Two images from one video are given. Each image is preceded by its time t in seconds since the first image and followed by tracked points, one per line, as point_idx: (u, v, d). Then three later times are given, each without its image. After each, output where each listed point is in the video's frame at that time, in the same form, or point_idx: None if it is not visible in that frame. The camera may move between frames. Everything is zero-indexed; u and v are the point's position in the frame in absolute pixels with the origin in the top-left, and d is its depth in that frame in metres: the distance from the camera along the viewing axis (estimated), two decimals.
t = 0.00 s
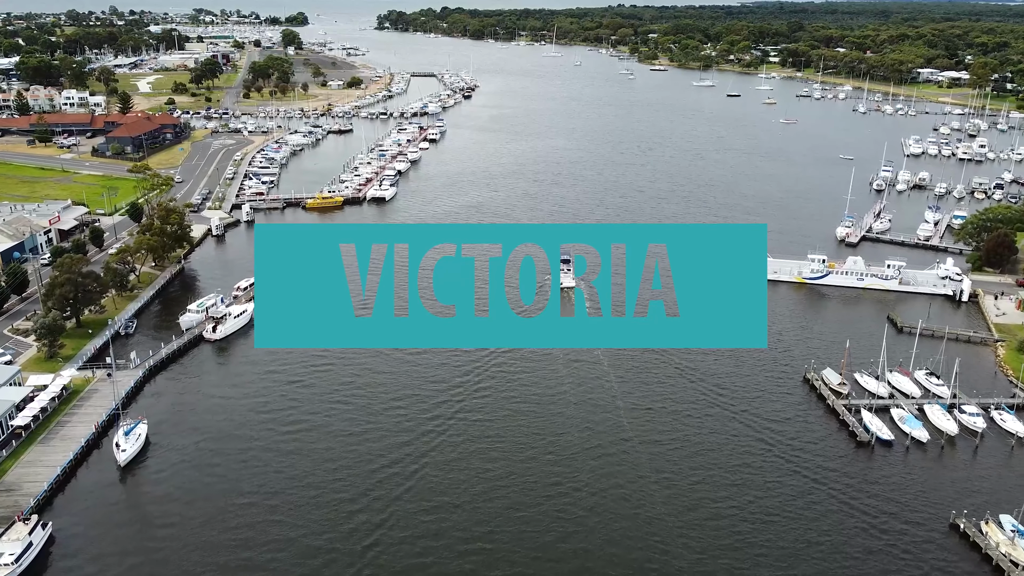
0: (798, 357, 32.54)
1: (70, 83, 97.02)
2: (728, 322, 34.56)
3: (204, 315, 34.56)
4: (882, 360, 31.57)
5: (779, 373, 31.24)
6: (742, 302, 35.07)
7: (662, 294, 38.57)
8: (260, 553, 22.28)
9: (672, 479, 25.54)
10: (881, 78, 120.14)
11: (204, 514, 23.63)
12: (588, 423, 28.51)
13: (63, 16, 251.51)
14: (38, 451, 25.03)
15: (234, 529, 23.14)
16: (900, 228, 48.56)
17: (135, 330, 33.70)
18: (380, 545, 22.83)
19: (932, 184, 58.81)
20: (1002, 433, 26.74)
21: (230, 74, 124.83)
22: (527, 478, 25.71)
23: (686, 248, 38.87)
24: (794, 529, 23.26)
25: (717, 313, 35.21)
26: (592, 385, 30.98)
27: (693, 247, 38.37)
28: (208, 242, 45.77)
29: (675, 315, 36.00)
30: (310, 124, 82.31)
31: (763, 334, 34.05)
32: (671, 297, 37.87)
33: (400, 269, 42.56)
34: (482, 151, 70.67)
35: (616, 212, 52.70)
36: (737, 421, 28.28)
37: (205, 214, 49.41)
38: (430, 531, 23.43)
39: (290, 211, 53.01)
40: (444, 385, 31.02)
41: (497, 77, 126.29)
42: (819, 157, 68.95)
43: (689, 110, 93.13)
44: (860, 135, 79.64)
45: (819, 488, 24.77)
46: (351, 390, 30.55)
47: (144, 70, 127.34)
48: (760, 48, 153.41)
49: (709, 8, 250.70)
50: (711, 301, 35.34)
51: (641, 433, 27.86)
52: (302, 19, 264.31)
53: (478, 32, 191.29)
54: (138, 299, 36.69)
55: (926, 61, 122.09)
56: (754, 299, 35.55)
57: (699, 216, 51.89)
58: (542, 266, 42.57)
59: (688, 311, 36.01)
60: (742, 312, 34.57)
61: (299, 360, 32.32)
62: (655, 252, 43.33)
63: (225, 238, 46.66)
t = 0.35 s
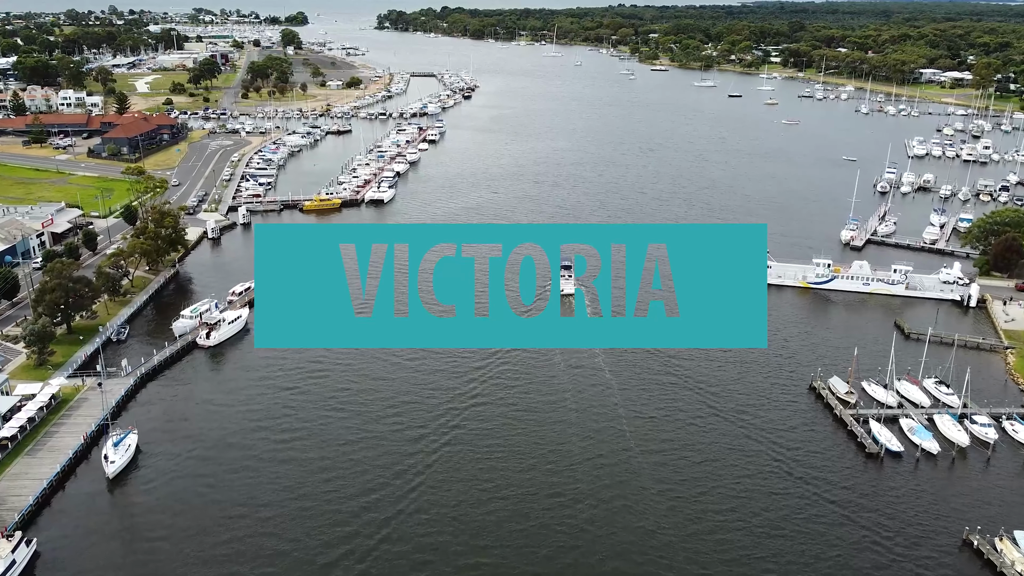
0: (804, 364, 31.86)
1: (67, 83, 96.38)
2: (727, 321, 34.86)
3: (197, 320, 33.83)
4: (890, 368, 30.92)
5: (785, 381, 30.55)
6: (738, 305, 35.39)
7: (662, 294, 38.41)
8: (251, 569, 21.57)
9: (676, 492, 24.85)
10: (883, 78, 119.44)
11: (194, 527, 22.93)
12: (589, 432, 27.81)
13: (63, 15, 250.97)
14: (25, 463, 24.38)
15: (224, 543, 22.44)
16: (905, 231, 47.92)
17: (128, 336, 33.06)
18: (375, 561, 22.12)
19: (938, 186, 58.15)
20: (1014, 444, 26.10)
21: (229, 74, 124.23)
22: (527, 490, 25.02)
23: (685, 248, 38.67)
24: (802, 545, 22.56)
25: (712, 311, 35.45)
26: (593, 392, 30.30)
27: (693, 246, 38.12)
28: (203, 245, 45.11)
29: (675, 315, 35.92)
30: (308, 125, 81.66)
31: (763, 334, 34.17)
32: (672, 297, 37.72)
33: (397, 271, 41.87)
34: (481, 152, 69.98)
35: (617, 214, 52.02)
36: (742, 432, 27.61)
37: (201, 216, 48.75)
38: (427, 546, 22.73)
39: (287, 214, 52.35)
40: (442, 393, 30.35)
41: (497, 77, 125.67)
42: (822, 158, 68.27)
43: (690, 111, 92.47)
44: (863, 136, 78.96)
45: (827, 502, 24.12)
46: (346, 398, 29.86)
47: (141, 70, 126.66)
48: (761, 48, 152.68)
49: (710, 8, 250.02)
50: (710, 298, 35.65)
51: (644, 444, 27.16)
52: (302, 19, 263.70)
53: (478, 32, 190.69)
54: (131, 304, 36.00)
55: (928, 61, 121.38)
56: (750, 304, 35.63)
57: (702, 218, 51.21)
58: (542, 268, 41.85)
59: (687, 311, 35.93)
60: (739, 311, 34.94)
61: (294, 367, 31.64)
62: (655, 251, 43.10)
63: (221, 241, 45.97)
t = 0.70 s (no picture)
0: (809, 371, 31.23)
1: (65, 83, 95.88)
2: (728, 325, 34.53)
3: (192, 326, 33.29)
4: (896, 375, 30.39)
5: (789, 388, 29.99)
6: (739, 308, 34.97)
7: (662, 293, 38.49)
8: None
9: (680, 505, 24.23)
10: (885, 79, 118.78)
11: (184, 542, 22.28)
12: (591, 442, 27.17)
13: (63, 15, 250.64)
14: (12, 475, 23.80)
15: (215, 558, 21.79)
16: (910, 234, 47.33)
17: (121, 342, 32.48)
18: None
19: (942, 188, 57.55)
20: None
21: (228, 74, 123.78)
22: (527, 503, 24.37)
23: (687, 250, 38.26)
24: (810, 560, 21.94)
25: (715, 313, 34.88)
26: (594, 399, 29.72)
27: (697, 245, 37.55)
28: (199, 248, 44.53)
29: (675, 314, 35.82)
30: (307, 125, 81.14)
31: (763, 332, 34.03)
32: (672, 297, 37.78)
33: (395, 274, 41.30)
34: (481, 153, 69.45)
35: (618, 217, 51.40)
36: (746, 441, 27.05)
37: (198, 219, 48.18)
38: (424, 561, 22.08)
39: (284, 216, 51.77)
40: (441, 400, 29.74)
41: (497, 77, 125.11)
42: (825, 160, 67.69)
43: (691, 112, 91.91)
44: (866, 137, 78.31)
45: (834, 515, 23.49)
46: (343, 404, 29.29)
47: (140, 70, 126.14)
48: (762, 48, 152.03)
49: (711, 8, 249.39)
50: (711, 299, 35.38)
51: (647, 454, 26.53)
52: (303, 18, 263.26)
53: (478, 32, 190.15)
54: (125, 309, 35.39)
55: (931, 61, 120.74)
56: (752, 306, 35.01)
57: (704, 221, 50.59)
58: (542, 272, 41.25)
59: (687, 310, 35.78)
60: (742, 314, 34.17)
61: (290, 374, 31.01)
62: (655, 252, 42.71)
63: (217, 244, 45.39)
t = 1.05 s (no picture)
0: (816, 379, 30.58)
1: (63, 83, 95.43)
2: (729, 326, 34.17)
3: (186, 332, 32.62)
4: (905, 384, 29.74)
5: (795, 397, 29.33)
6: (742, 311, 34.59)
7: (663, 294, 38.15)
8: None
9: (684, 519, 23.58)
10: (887, 79, 118.15)
11: (174, 557, 21.64)
12: (593, 451, 26.50)
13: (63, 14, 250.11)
14: None
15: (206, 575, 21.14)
16: (915, 237, 46.73)
17: (113, 349, 31.84)
18: None
19: (947, 190, 56.93)
20: None
21: (227, 74, 123.30)
22: (527, 516, 23.72)
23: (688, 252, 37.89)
24: None
25: (713, 329, 34.27)
26: (595, 407, 29.05)
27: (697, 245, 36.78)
28: (195, 251, 43.90)
29: (675, 314, 35.79)
30: (306, 126, 80.59)
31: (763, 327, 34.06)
32: (672, 298, 37.49)
33: (392, 277, 40.65)
34: (481, 154, 68.86)
35: (620, 219, 50.78)
36: (751, 452, 26.39)
37: (194, 222, 47.59)
38: None
39: (282, 219, 51.12)
40: (438, 408, 29.08)
41: (498, 77, 124.53)
42: (829, 161, 67.06)
43: (692, 112, 91.29)
44: (869, 138, 77.67)
45: (842, 530, 22.85)
46: (339, 412, 28.63)
47: (138, 70, 125.64)
48: (764, 49, 151.47)
49: (712, 9, 249.21)
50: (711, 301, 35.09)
51: (650, 465, 25.87)
52: (303, 17, 262.80)
53: (478, 32, 189.58)
54: (118, 314, 34.79)
55: (933, 62, 120.11)
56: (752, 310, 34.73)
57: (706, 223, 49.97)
58: (543, 275, 40.58)
59: (688, 311, 35.72)
60: (740, 311, 34.24)
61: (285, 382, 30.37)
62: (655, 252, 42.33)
63: (213, 247, 44.76)
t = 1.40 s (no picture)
0: (821, 386, 30.02)
1: (61, 83, 94.93)
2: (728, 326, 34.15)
3: (180, 337, 32.17)
4: (913, 393, 29.14)
5: (800, 406, 28.72)
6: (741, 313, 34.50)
7: (662, 293, 38.35)
8: None
9: (688, 532, 22.99)
10: (890, 80, 117.50)
11: (165, 571, 21.09)
12: (594, 462, 25.90)
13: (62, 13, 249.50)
14: None
15: None
16: (921, 240, 46.16)
17: (106, 355, 31.27)
18: None
19: (952, 192, 56.39)
20: None
21: (226, 74, 122.79)
22: (527, 529, 23.14)
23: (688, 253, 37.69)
24: None
25: (715, 333, 33.61)
26: (596, 415, 28.42)
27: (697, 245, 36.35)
28: (191, 254, 43.34)
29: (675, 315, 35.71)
30: (305, 127, 80.06)
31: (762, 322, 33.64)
32: (671, 297, 37.71)
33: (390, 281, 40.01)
34: (482, 155, 68.31)
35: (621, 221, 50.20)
36: (755, 464, 25.78)
37: (190, 224, 47.03)
38: None
39: (279, 221, 50.53)
40: (436, 416, 28.42)
41: (498, 78, 123.93)
42: (832, 163, 66.47)
43: (694, 113, 90.74)
44: (873, 139, 77.09)
45: (850, 545, 22.25)
46: (334, 420, 28.00)
47: (137, 70, 125.09)
48: (765, 49, 150.83)
49: (713, 9, 248.51)
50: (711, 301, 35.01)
51: (653, 477, 25.26)
52: (303, 16, 262.05)
53: (479, 32, 189.00)
54: (112, 318, 34.23)
55: (936, 62, 119.50)
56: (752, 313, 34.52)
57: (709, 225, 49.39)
58: (544, 279, 39.96)
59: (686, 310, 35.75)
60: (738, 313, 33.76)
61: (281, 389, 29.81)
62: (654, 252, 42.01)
63: (209, 250, 44.20)
